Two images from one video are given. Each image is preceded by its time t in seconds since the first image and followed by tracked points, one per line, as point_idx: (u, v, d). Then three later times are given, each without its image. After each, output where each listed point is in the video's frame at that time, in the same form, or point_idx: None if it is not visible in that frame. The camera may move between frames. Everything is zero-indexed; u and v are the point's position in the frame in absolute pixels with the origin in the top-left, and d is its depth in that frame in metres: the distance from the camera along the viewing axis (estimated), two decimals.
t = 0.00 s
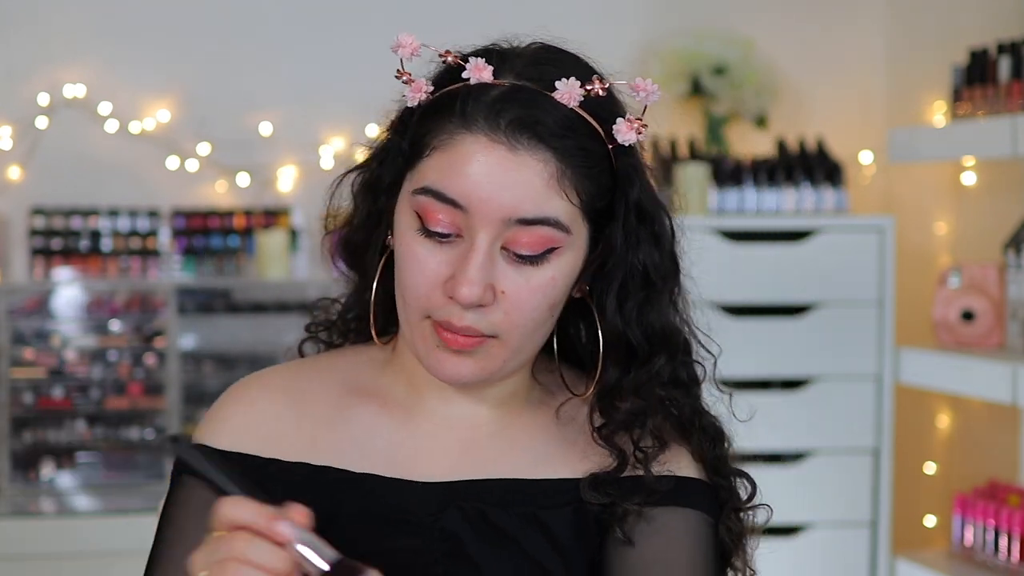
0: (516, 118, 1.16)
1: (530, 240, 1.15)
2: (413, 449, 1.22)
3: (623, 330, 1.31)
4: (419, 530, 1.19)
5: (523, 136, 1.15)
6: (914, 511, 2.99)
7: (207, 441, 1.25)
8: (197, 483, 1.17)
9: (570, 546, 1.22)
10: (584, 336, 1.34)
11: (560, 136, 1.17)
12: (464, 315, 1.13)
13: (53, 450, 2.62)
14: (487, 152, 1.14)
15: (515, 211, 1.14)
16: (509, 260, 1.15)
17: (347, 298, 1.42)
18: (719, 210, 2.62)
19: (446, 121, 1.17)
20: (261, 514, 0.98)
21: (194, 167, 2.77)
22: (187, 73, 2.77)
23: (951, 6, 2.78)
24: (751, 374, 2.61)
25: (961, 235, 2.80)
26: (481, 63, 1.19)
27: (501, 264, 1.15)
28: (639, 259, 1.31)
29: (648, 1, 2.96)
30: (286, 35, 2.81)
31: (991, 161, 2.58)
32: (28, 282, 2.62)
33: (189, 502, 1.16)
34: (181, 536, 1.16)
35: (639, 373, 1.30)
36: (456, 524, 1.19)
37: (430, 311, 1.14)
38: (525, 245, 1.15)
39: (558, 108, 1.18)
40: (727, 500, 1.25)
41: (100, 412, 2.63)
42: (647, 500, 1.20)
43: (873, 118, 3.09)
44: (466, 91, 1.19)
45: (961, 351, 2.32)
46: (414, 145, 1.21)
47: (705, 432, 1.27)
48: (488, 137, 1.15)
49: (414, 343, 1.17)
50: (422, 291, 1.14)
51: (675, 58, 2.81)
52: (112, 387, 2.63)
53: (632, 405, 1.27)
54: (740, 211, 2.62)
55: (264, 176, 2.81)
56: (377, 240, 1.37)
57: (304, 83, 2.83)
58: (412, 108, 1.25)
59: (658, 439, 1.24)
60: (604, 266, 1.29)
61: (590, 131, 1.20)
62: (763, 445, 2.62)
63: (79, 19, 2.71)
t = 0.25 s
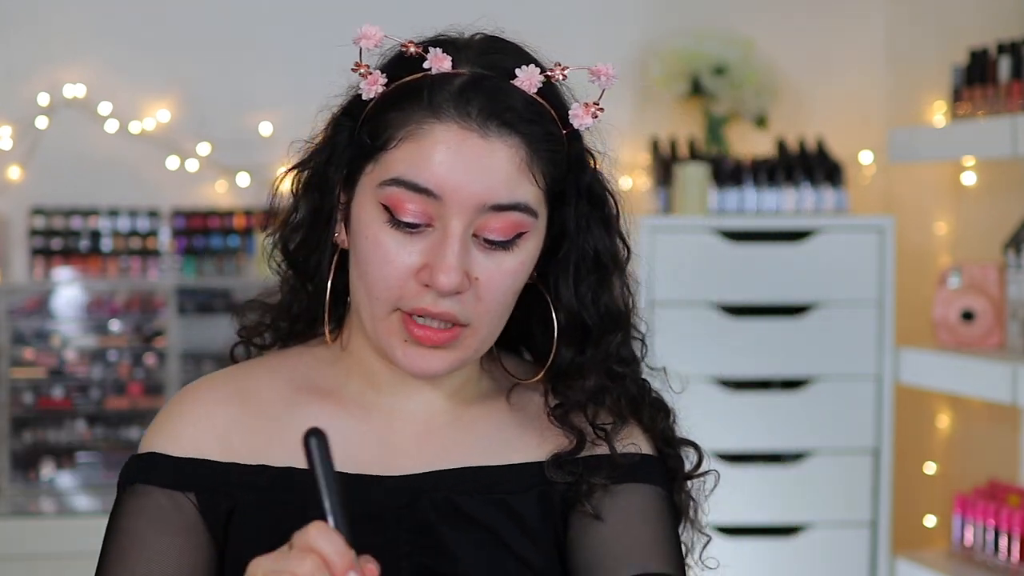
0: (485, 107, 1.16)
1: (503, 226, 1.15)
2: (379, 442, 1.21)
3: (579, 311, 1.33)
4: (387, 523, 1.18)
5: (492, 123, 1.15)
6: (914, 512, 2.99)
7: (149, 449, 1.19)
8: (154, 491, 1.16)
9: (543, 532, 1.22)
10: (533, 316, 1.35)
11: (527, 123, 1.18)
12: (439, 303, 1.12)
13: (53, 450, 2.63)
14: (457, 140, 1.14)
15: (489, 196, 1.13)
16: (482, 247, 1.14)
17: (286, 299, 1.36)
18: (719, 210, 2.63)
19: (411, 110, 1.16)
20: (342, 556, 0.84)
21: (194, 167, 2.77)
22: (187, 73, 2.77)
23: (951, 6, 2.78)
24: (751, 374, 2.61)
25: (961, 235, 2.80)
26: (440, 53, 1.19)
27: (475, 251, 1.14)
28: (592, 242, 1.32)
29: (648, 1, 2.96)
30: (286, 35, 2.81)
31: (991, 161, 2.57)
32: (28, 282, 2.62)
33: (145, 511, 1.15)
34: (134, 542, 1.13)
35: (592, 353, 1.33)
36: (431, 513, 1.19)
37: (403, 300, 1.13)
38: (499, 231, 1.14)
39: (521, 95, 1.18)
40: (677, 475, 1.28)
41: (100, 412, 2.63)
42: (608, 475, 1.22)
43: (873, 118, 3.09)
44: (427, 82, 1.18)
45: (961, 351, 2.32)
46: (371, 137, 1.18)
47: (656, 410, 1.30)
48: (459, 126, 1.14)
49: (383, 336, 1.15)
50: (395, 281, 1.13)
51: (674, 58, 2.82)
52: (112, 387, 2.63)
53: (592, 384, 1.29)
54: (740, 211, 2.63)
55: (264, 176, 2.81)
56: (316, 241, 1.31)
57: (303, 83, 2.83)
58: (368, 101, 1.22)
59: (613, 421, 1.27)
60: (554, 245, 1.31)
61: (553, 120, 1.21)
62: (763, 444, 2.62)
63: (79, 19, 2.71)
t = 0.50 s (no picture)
0: (457, 78, 1.22)
1: (486, 187, 1.19)
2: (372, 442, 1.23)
3: (560, 289, 1.39)
4: (384, 523, 1.21)
5: (466, 93, 1.21)
6: (913, 512, 3.00)
7: (140, 462, 1.20)
8: (148, 504, 1.17)
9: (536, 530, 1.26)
10: (514, 305, 1.41)
11: (500, 93, 1.24)
12: (431, 271, 1.15)
13: (53, 450, 2.63)
14: (434, 111, 1.19)
15: (469, 162, 1.19)
16: (468, 213, 1.19)
17: (259, 305, 1.41)
18: (719, 210, 2.64)
19: (386, 88, 1.21)
20: (324, 513, 0.89)
21: (194, 167, 2.77)
22: (187, 73, 2.77)
23: (951, 6, 2.78)
24: (751, 374, 2.61)
25: (960, 235, 2.80)
26: (406, 32, 1.25)
27: (462, 216, 1.18)
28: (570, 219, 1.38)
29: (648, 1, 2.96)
30: (286, 35, 2.81)
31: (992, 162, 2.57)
32: (28, 282, 2.63)
33: (139, 525, 1.16)
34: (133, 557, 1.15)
35: (571, 331, 1.40)
36: (428, 514, 1.22)
37: (396, 274, 1.15)
38: (483, 194, 1.19)
39: (491, 64, 1.25)
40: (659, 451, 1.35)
41: (100, 412, 2.64)
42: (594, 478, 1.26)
43: (873, 118, 3.09)
44: (395, 59, 1.24)
45: (961, 351, 2.32)
46: (346, 121, 1.23)
47: (633, 392, 1.38)
48: (435, 99, 1.20)
49: (379, 321, 1.17)
50: (386, 255, 1.16)
51: (675, 58, 2.82)
52: (112, 387, 2.64)
53: (575, 362, 1.36)
54: (740, 211, 2.64)
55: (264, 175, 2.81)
56: (291, 244, 1.37)
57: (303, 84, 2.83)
58: (338, 88, 1.27)
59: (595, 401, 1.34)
60: (534, 224, 1.37)
61: (522, 88, 1.27)
62: (763, 444, 2.62)
63: (79, 19, 2.71)
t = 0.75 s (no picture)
0: (451, 65, 1.26)
1: (498, 164, 1.22)
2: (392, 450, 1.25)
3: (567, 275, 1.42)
4: (408, 538, 1.21)
5: (460, 78, 1.25)
6: (913, 512, 3.00)
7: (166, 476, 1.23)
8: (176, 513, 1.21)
9: (560, 550, 1.24)
10: (522, 301, 1.42)
11: (495, 77, 1.27)
12: (456, 252, 1.17)
13: (53, 450, 2.63)
14: (431, 101, 1.23)
15: (475, 143, 1.22)
16: (482, 192, 1.22)
17: (272, 327, 1.46)
18: (719, 210, 2.64)
19: (382, 86, 1.25)
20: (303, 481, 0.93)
21: (194, 167, 2.77)
22: (187, 73, 2.76)
23: (951, 6, 2.78)
24: (751, 374, 2.61)
25: (960, 235, 2.80)
26: (390, 32, 1.28)
27: (477, 195, 1.21)
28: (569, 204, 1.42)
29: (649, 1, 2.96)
30: (286, 34, 2.81)
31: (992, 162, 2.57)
32: (28, 283, 2.65)
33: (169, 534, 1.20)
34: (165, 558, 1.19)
35: (581, 308, 1.42)
36: (450, 529, 1.22)
37: (420, 265, 1.18)
38: (495, 172, 1.22)
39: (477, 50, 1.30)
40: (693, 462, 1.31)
41: (100, 412, 2.65)
42: (620, 506, 1.24)
43: (873, 118, 3.09)
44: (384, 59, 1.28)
45: (960, 351, 2.32)
46: (346, 125, 1.27)
47: (642, 369, 1.41)
48: (432, 89, 1.23)
49: (408, 317, 1.18)
50: (407, 247, 1.19)
51: (675, 58, 2.82)
52: (112, 387, 2.65)
53: (580, 346, 1.39)
54: (740, 211, 2.64)
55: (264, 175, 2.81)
56: (293, 264, 1.41)
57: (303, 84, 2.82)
58: (328, 95, 1.30)
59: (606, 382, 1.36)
60: (537, 213, 1.41)
61: (512, 69, 1.31)
62: (763, 443, 2.62)
63: (79, 19, 2.71)
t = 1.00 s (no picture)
0: (480, 77, 1.16)
1: (530, 184, 1.11)
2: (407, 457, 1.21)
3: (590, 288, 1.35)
4: (430, 548, 1.17)
5: (490, 92, 1.15)
6: (914, 512, 3.00)
7: (201, 466, 1.21)
8: (217, 498, 1.19)
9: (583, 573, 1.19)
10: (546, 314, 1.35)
11: (525, 90, 1.17)
12: (487, 278, 1.05)
13: (53, 450, 2.63)
14: (461, 115, 1.12)
15: (509, 161, 1.11)
16: (512, 214, 1.11)
17: (294, 335, 1.42)
18: (719, 210, 2.64)
19: (409, 99, 1.14)
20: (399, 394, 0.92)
21: (194, 167, 2.78)
22: (187, 73, 2.76)
23: (951, 7, 2.77)
24: (751, 374, 2.61)
25: (961, 235, 2.80)
26: (418, 45, 1.19)
27: (507, 217, 1.10)
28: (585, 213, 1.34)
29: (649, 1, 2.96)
30: (286, 35, 2.81)
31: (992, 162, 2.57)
32: (29, 282, 2.62)
33: (208, 522, 1.17)
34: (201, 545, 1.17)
35: (604, 324, 1.35)
36: (477, 544, 1.17)
37: (451, 288, 1.06)
38: (528, 191, 1.11)
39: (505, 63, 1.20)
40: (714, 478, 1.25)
41: (100, 412, 2.63)
42: (644, 531, 1.18)
43: (872, 118, 3.09)
44: (410, 71, 1.18)
45: (960, 351, 2.32)
46: (372, 140, 1.16)
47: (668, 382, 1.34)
48: (462, 102, 1.13)
49: (436, 339, 1.05)
50: (436, 271, 1.07)
51: (675, 58, 2.82)
52: (112, 387, 2.63)
53: (604, 366, 1.31)
54: (740, 211, 2.64)
55: (264, 176, 2.81)
56: (319, 274, 1.35)
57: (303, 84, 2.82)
58: (353, 110, 1.21)
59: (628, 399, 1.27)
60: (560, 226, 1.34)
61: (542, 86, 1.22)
62: (764, 443, 2.61)
63: (79, 19, 2.71)
